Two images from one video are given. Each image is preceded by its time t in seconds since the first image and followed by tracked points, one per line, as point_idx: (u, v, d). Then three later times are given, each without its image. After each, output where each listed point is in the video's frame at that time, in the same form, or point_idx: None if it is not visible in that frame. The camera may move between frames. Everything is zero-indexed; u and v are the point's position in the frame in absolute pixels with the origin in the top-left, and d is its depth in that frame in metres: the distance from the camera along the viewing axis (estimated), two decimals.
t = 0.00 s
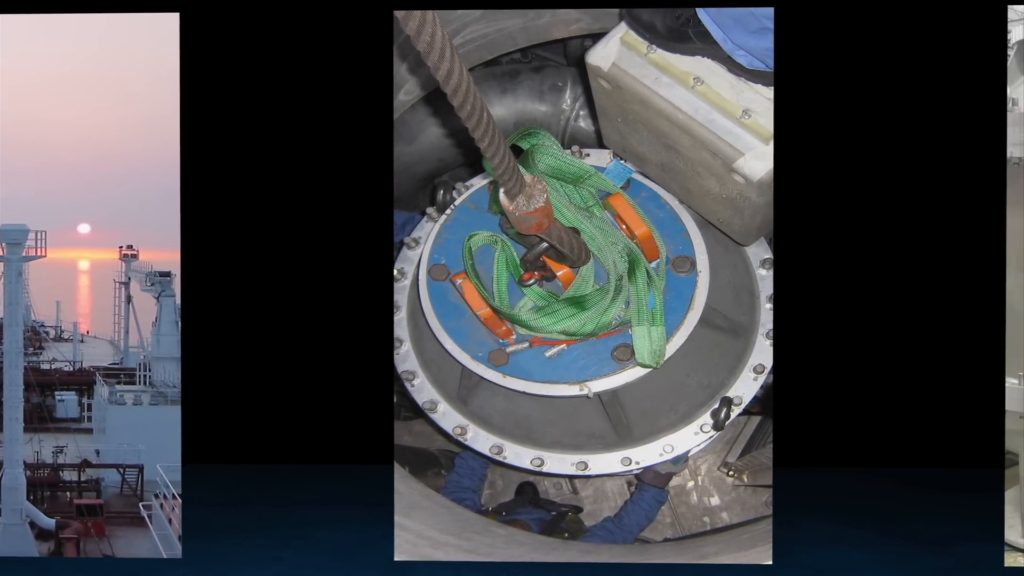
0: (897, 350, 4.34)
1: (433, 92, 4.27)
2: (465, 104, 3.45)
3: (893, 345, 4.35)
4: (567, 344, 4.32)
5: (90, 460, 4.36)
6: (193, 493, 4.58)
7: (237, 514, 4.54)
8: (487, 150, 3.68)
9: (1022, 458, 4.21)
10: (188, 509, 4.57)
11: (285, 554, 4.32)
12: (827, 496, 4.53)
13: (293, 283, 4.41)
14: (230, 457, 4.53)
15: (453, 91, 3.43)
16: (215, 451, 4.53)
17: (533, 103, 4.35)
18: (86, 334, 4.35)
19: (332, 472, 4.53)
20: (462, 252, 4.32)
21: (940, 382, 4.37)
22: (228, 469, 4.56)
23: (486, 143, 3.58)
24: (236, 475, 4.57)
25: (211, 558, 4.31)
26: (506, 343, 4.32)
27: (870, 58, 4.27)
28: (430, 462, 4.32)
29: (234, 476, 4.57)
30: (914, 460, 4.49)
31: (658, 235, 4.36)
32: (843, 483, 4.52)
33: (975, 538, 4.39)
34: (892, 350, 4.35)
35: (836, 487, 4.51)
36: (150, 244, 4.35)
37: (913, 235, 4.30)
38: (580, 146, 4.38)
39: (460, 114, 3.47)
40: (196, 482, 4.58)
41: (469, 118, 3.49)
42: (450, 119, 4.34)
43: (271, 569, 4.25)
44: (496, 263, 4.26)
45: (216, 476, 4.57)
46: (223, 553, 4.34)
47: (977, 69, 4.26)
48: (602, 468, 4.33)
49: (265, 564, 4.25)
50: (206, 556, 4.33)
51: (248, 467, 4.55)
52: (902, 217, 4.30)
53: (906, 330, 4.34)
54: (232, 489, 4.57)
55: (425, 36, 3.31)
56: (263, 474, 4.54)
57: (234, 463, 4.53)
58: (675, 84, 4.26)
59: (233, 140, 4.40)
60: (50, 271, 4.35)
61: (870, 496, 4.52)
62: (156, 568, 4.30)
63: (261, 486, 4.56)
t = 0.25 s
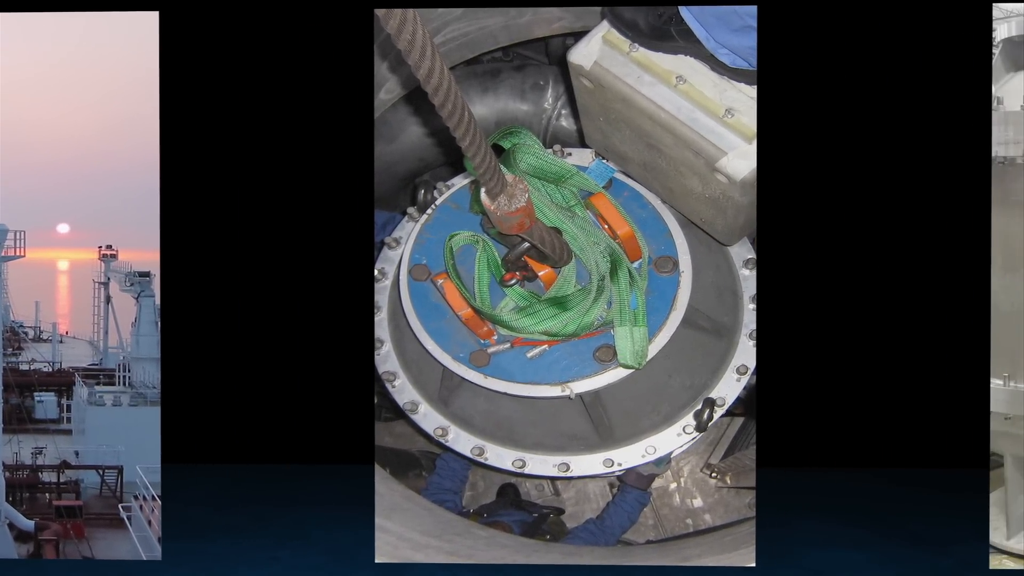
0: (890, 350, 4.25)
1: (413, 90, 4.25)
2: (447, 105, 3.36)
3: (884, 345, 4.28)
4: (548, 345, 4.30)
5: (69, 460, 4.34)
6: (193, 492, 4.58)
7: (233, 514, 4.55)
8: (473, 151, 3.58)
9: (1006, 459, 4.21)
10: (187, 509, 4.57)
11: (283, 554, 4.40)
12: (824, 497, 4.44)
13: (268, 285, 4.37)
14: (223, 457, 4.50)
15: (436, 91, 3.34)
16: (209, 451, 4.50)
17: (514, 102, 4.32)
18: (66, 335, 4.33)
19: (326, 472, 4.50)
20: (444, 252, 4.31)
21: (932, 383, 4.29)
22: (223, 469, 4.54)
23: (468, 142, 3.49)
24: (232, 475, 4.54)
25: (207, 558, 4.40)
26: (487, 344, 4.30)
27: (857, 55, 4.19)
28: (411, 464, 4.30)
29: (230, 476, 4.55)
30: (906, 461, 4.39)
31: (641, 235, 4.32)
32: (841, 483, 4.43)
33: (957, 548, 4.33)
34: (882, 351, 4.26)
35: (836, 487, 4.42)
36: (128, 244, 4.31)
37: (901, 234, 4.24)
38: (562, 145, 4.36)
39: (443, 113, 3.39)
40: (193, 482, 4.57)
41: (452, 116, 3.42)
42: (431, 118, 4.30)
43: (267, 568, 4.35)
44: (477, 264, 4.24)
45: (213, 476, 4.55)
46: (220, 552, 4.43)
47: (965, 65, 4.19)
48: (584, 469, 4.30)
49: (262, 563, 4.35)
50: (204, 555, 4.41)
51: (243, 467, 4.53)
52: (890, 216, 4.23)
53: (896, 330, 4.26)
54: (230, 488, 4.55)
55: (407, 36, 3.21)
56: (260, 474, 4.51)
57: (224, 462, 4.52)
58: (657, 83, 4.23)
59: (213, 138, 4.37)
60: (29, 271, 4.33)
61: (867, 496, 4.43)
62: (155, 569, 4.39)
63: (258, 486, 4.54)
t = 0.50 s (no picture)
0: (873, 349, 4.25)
1: (392, 90, 4.23)
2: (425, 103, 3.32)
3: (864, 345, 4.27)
4: (528, 345, 4.27)
5: (47, 462, 4.31)
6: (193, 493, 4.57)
7: (233, 514, 4.51)
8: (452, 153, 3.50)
9: (988, 461, 4.19)
10: (187, 509, 4.55)
11: (279, 554, 4.32)
12: (822, 496, 4.44)
13: (251, 285, 4.35)
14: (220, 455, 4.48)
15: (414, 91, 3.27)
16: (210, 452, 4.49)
17: (493, 101, 4.31)
18: (42, 335, 4.32)
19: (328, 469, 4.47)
20: (422, 252, 4.29)
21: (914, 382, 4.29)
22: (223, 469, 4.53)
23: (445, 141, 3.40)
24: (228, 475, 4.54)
25: (200, 558, 4.31)
26: (466, 344, 4.27)
27: (836, 54, 4.17)
28: (389, 465, 4.28)
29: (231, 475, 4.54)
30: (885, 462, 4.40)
31: (620, 234, 4.32)
32: (842, 483, 4.43)
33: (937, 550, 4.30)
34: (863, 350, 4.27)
35: (836, 487, 4.43)
36: (105, 244, 4.30)
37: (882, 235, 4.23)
38: (541, 145, 4.34)
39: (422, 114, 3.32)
40: (195, 482, 4.57)
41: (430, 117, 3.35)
42: (409, 117, 4.30)
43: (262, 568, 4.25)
44: (456, 264, 4.22)
45: (211, 476, 4.55)
46: (213, 554, 4.34)
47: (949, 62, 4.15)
48: (563, 471, 4.27)
49: (258, 563, 4.26)
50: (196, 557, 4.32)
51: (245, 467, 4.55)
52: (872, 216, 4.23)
53: (874, 330, 4.26)
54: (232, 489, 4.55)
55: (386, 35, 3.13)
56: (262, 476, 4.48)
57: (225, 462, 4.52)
58: (637, 82, 4.18)
59: (189, 137, 4.35)
60: (5, 271, 4.29)
61: (856, 495, 4.44)
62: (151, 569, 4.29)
63: (259, 485, 4.53)
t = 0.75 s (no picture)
0: (863, 345, 4.23)
1: (373, 89, 4.23)
2: (408, 103, 3.31)
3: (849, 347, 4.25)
4: (510, 346, 4.26)
5: (28, 462, 4.30)
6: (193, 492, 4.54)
7: (229, 514, 4.50)
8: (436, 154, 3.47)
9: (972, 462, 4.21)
10: (187, 508, 4.53)
11: (278, 554, 4.32)
12: (792, 495, 4.44)
13: (233, 285, 4.33)
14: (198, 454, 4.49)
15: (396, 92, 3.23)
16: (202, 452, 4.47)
17: (475, 101, 4.29)
18: (24, 335, 4.29)
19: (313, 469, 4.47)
20: (404, 252, 4.29)
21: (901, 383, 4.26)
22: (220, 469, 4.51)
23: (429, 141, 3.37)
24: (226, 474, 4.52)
25: (199, 558, 4.33)
26: (448, 344, 4.27)
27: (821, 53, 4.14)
28: (371, 466, 4.27)
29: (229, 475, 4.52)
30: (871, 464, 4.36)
31: (603, 234, 4.32)
32: (842, 483, 4.39)
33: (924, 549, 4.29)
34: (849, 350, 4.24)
35: (833, 487, 4.39)
36: (87, 244, 4.26)
37: (867, 234, 4.20)
38: (523, 144, 4.35)
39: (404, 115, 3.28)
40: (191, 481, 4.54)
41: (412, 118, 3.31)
42: (391, 117, 4.29)
43: (261, 568, 4.26)
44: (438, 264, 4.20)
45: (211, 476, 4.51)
46: (211, 554, 4.35)
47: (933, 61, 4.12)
48: (545, 471, 4.27)
49: (257, 563, 4.26)
50: (194, 556, 4.34)
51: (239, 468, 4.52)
52: (857, 215, 4.19)
53: (862, 331, 4.23)
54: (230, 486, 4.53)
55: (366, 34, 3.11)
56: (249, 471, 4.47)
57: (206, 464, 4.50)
58: (619, 81, 4.18)
59: (172, 137, 4.34)
60: None
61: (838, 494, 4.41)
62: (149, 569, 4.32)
63: (254, 486, 4.50)
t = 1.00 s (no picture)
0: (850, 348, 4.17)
1: (354, 89, 4.18)
2: (389, 104, 3.26)
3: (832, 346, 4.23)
4: (490, 346, 4.26)
5: (9, 462, 4.31)
6: (190, 492, 4.67)
7: (222, 513, 4.54)
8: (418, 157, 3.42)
9: (953, 462, 4.20)
10: (184, 508, 4.59)
11: (273, 555, 4.27)
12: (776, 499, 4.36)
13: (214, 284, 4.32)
14: (190, 455, 4.65)
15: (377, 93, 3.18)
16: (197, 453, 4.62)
17: (456, 101, 4.29)
18: (5, 335, 4.29)
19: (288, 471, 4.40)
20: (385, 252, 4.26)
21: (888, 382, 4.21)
22: (199, 468, 4.70)
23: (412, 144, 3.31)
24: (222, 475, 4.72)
25: (196, 558, 4.25)
26: (428, 345, 4.27)
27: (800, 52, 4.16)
28: (352, 466, 4.26)
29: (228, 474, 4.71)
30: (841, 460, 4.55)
31: (584, 234, 4.33)
32: (841, 483, 4.57)
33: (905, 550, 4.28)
34: (825, 345, 4.31)
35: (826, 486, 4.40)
36: (68, 244, 4.26)
37: (846, 233, 4.23)
38: (504, 145, 4.31)
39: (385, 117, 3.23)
40: (186, 483, 4.70)
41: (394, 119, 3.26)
42: (372, 117, 4.27)
43: (256, 568, 4.19)
44: (418, 264, 4.18)
45: (212, 475, 4.70)
46: (208, 554, 4.28)
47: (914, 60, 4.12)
48: (525, 471, 4.27)
49: (252, 563, 4.19)
50: (191, 556, 4.27)
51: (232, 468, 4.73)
52: (833, 216, 4.23)
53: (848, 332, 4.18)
54: (228, 487, 4.68)
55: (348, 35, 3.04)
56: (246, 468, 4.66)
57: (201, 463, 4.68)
58: (600, 81, 4.16)
59: (153, 136, 4.35)
60: None
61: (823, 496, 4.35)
62: (145, 568, 4.21)
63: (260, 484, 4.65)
